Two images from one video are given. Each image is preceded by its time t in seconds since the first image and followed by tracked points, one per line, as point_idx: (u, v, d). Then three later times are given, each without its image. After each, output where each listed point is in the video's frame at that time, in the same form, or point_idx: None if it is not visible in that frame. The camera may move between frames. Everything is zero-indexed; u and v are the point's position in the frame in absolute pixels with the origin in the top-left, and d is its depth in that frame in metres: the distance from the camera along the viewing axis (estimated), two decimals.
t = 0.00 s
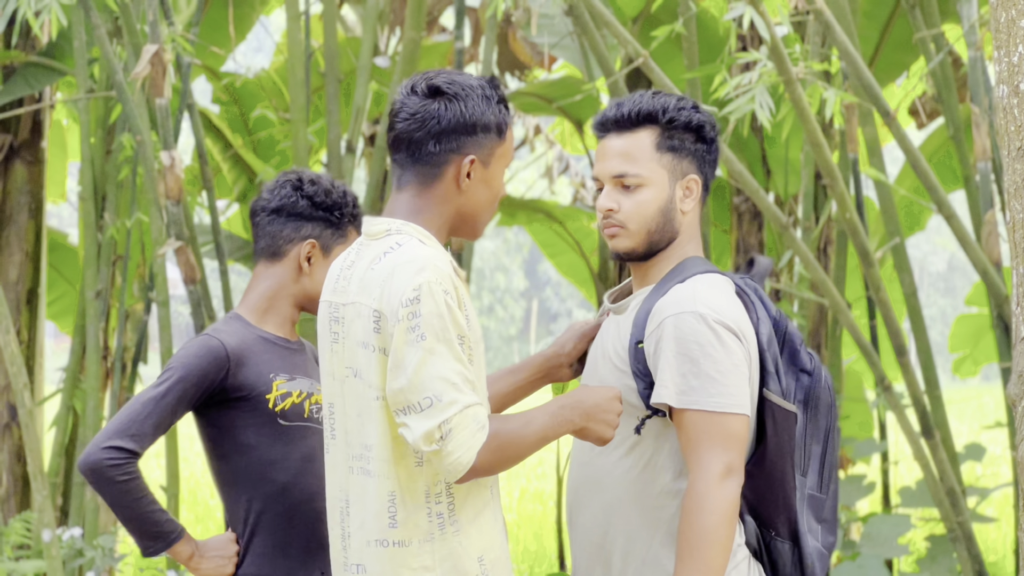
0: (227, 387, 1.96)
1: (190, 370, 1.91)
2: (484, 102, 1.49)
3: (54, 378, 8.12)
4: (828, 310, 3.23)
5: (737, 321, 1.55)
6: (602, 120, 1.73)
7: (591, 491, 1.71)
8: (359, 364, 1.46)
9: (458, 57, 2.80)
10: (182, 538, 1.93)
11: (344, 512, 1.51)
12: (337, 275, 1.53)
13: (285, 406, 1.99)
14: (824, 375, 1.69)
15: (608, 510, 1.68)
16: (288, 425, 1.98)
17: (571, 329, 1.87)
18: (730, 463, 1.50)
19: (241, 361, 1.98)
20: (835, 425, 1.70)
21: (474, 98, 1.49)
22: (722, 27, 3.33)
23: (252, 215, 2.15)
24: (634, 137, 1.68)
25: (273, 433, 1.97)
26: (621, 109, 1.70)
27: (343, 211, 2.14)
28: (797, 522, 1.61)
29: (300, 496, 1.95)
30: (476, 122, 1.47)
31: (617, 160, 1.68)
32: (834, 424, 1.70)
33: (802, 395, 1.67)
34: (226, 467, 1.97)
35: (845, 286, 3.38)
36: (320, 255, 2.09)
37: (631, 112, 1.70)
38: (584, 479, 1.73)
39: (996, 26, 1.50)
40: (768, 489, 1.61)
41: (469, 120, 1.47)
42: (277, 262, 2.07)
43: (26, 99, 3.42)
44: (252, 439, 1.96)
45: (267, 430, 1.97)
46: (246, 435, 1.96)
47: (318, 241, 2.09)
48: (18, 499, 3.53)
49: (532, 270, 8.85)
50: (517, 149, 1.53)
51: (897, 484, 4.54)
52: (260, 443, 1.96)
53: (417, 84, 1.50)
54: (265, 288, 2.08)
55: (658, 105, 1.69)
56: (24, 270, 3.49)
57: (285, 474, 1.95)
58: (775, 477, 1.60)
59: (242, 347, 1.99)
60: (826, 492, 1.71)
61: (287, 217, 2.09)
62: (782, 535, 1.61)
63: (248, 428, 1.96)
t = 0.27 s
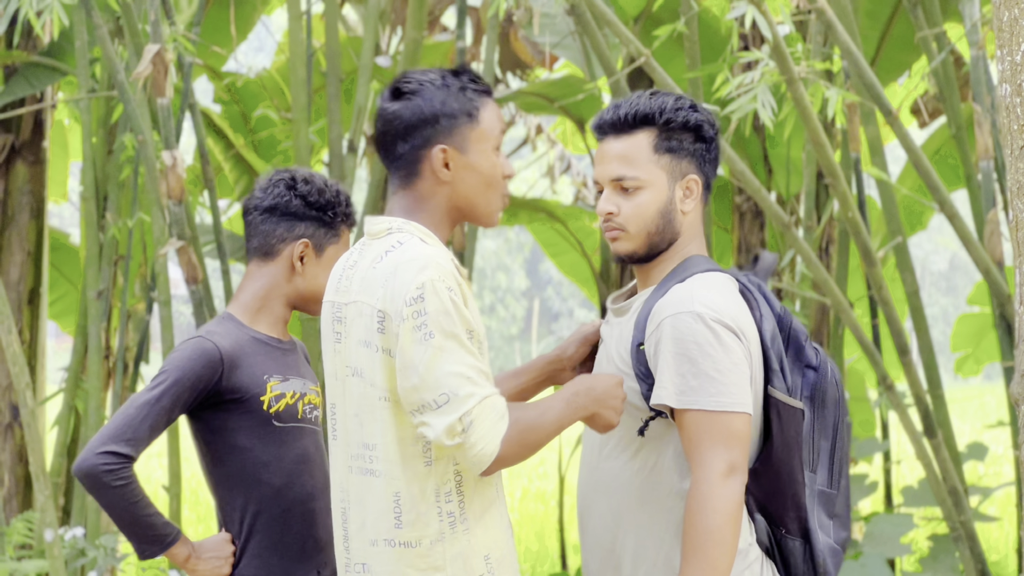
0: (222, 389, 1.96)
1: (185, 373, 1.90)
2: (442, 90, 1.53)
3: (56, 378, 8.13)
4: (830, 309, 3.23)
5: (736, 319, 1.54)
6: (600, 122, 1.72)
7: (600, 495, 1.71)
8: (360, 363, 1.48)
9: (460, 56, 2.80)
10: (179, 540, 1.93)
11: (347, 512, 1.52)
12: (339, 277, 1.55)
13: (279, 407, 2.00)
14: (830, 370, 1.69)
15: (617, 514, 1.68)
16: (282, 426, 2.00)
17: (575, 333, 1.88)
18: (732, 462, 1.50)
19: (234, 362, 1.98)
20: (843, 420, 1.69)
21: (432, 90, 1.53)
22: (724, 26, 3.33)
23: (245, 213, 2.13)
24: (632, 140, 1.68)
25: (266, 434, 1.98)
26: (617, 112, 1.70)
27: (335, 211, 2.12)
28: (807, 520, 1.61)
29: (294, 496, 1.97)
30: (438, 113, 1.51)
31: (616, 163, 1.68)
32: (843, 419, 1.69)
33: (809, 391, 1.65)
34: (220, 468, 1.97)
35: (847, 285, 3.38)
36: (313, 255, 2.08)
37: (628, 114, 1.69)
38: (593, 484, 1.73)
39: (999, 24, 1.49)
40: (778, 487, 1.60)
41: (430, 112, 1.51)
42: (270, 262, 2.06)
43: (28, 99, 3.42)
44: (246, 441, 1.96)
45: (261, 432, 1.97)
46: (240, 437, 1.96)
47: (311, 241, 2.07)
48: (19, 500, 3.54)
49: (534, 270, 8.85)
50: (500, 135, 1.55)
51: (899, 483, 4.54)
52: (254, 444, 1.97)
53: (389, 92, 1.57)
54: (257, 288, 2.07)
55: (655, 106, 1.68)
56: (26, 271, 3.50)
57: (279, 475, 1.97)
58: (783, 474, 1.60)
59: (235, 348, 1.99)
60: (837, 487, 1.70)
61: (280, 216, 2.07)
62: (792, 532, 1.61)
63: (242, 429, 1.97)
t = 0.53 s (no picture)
0: (248, 386, 1.96)
1: (217, 369, 1.92)
2: (449, 89, 1.47)
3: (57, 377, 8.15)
4: (831, 307, 3.23)
5: (734, 317, 1.55)
6: (599, 124, 1.72)
7: (595, 490, 1.70)
8: (370, 348, 1.40)
9: (460, 54, 2.80)
10: (201, 538, 1.94)
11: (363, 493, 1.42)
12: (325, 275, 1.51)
13: (298, 406, 1.98)
14: (830, 368, 1.68)
15: (614, 510, 1.67)
16: (301, 425, 1.98)
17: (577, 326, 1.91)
18: (728, 459, 1.50)
19: (261, 359, 1.98)
20: (842, 419, 1.68)
21: (437, 87, 1.47)
22: (724, 24, 3.33)
23: (257, 213, 2.13)
24: (632, 140, 1.68)
25: (283, 433, 1.97)
26: (617, 112, 1.70)
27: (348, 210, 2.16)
28: (803, 516, 1.61)
29: (309, 497, 1.96)
30: (442, 109, 1.45)
31: (617, 164, 1.68)
32: (842, 417, 1.68)
33: (807, 388, 1.65)
34: (237, 466, 1.96)
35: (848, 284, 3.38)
36: (327, 254, 2.10)
37: (626, 115, 1.70)
38: (588, 478, 1.72)
39: (1000, 23, 1.50)
40: (772, 484, 1.61)
41: (435, 107, 1.45)
42: (284, 261, 2.07)
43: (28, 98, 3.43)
44: (263, 440, 1.96)
45: (278, 431, 1.97)
46: (259, 435, 1.96)
47: (325, 239, 2.10)
48: (21, 498, 3.54)
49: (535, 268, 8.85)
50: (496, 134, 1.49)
51: (900, 482, 4.54)
52: (273, 443, 1.96)
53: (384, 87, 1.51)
54: (271, 288, 2.08)
55: (653, 106, 1.69)
56: (27, 270, 3.50)
57: (295, 476, 1.95)
58: (779, 471, 1.60)
59: (260, 346, 1.99)
60: (835, 485, 1.68)
61: (293, 216, 2.08)
62: (788, 528, 1.61)
63: (261, 427, 1.96)
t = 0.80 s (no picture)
0: (273, 381, 1.92)
1: (244, 365, 1.88)
2: (448, 102, 1.49)
3: (59, 375, 8.17)
4: (832, 305, 3.23)
5: (731, 313, 1.55)
6: (597, 117, 1.72)
7: (594, 488, 1.70)
8: (339, 352, 1.42)
9: (461, 52, 2.80)
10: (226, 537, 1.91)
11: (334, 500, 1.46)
12: (312, 273, 1.50)
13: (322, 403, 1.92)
14: (824, 361, 1.69)
15: (613, 506, 1.67)
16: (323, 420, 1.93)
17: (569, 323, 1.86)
18: (724, 455, 1.51)
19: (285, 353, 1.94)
20: (836, 410, 1.69)
21: (437, 98, 1.49)
22: (725, 22, 3.33)
23: (282, 213, 2.15)
24: (630, 135, 1.68)
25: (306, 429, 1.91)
26: (617, 107, 1.70)
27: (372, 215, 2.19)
28: (801, 508, 1.61)
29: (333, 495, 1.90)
30: (441, 120, 1.47)
31: (613, 159, 1.68)
32: (836, 409, 1.70)
33: (802, 381, 1.67)
34: (260, 464, 1.91)
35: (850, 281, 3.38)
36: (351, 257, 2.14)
37: (626, 110, 1.69)
38: (587, 476, 1.72)
39: (1000, 19, 1.49)
40: (770, 476, 1.61)
41: (432, 118, 1.46)
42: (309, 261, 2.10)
43: (30, 96, 3.43)
44: (287, 437, 1.91)
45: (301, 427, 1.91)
46: (284, 432, 1.91)
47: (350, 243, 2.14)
48: (22, 496, 3.55)
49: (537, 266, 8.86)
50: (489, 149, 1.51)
51: (901, 479, 4.54)
52: (298, 439, 1.91)
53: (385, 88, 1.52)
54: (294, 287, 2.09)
55: (652, 102, 1.68)
56: (29, 268, 3.50)
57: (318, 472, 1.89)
58: (775, 463, 1.60)
59: (285, 342, 1.95)
60: (830, 477, 1.69)
61: (320, 218, 2.12)
62: (785, 520, 1.62)
63: (284, 426, 1.92)
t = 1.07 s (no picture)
0: (275, 376, 1.88)
1: (247, 358, 1.84)
2: (451, 97, 1.49)
3: (61, 371, 8.17)
4: (834, 300, 3.23)
5: (724, 306, 1.55)
6: (593, 118, 1.73)
7: (591, 480, 1.70)
8: (330, 349, 1.45)
9: (463, 48, 2.80)
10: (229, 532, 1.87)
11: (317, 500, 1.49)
12: (311, 268, 1.53)
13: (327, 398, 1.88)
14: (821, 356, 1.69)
15: (610, 498, 1.68)
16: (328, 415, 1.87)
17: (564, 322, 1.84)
18: (717, 445, 1.51)
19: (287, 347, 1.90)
20: (833, 405, 1.69)
21: (441, 94, 1.48)
22: (727, 18, 3.33)
23: (291, 211, 2.12)
24: (626, 134, 1.68)
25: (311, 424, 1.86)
26: (611, 107, 1.70)
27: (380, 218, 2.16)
28: (795, 501, 1.62)
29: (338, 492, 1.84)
30: (443, 116, 1.46)
31: (609, 158, 1.68)
32: (833, 404, 1.69)
33: (798, 375, 1.66)
34: (264, 459, 1.85)
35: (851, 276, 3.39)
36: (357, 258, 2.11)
37: (620, 109, 1.69)
38: (583, 468, 1.72)
39: (1000, 15, 1.50)
40: (764, 470, 1.62)
41: (435, 113, 1.46)
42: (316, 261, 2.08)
43: (32, 91, 3.43)
44: (291, 432, 1.85)
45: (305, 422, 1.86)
46: (287, 427, 1.85)
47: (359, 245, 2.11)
48: (25, 491, 3.55)
49: (540, 261, 8.86)
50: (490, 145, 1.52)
51: (903, 475, 4.55)
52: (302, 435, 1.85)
53: (385, 86, 1.52)
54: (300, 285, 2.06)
55: (646, 101, 1.69)
56: (31, 264, 3.50)
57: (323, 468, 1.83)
58: (770, 456, 1.61)
59: (288, 337, 1.91)
60: (826, 471, 1.69)
61: (329, 218, 2.09)
62: (779, 514, 1.62)
63: (288, 421, 1.86)
